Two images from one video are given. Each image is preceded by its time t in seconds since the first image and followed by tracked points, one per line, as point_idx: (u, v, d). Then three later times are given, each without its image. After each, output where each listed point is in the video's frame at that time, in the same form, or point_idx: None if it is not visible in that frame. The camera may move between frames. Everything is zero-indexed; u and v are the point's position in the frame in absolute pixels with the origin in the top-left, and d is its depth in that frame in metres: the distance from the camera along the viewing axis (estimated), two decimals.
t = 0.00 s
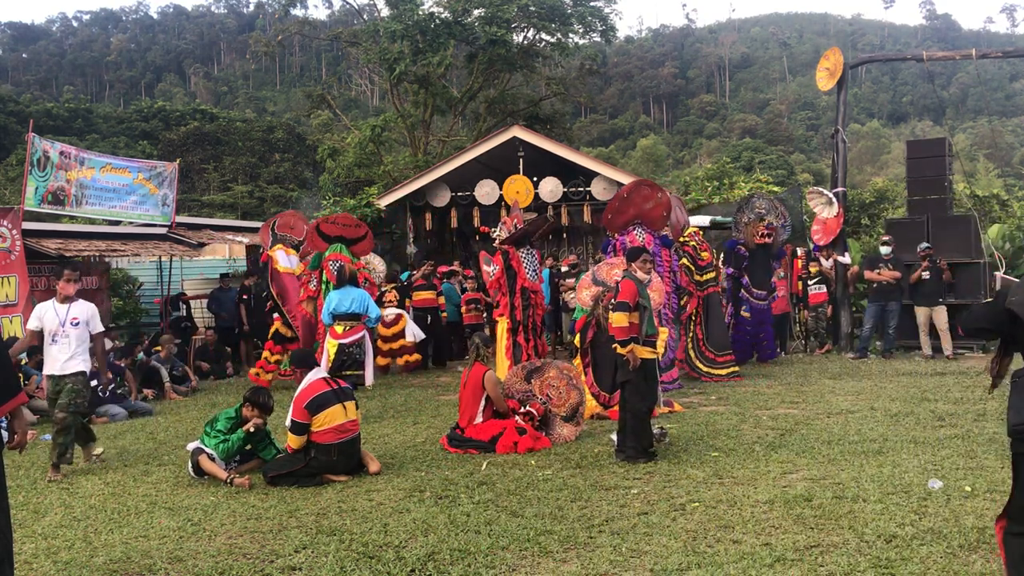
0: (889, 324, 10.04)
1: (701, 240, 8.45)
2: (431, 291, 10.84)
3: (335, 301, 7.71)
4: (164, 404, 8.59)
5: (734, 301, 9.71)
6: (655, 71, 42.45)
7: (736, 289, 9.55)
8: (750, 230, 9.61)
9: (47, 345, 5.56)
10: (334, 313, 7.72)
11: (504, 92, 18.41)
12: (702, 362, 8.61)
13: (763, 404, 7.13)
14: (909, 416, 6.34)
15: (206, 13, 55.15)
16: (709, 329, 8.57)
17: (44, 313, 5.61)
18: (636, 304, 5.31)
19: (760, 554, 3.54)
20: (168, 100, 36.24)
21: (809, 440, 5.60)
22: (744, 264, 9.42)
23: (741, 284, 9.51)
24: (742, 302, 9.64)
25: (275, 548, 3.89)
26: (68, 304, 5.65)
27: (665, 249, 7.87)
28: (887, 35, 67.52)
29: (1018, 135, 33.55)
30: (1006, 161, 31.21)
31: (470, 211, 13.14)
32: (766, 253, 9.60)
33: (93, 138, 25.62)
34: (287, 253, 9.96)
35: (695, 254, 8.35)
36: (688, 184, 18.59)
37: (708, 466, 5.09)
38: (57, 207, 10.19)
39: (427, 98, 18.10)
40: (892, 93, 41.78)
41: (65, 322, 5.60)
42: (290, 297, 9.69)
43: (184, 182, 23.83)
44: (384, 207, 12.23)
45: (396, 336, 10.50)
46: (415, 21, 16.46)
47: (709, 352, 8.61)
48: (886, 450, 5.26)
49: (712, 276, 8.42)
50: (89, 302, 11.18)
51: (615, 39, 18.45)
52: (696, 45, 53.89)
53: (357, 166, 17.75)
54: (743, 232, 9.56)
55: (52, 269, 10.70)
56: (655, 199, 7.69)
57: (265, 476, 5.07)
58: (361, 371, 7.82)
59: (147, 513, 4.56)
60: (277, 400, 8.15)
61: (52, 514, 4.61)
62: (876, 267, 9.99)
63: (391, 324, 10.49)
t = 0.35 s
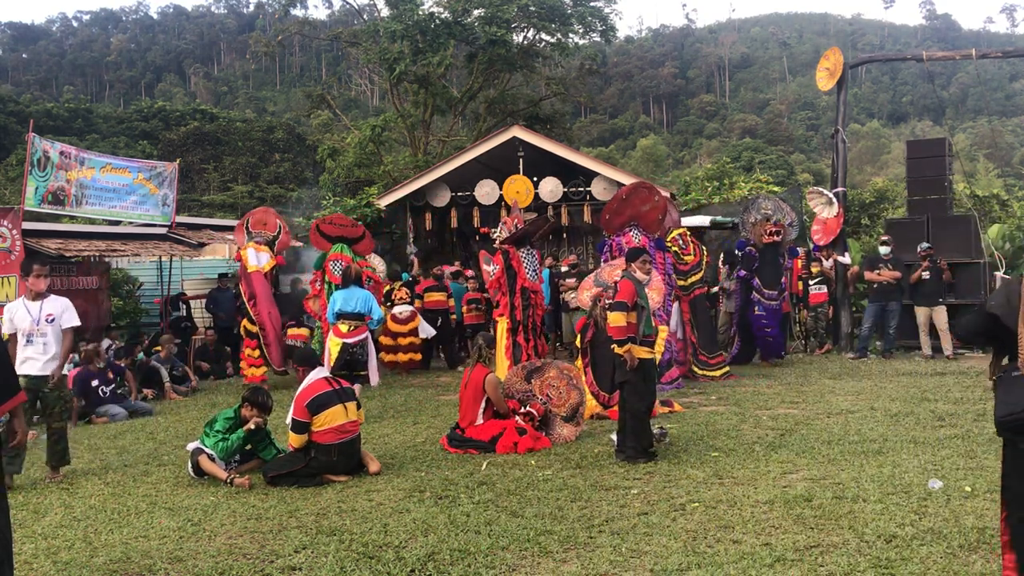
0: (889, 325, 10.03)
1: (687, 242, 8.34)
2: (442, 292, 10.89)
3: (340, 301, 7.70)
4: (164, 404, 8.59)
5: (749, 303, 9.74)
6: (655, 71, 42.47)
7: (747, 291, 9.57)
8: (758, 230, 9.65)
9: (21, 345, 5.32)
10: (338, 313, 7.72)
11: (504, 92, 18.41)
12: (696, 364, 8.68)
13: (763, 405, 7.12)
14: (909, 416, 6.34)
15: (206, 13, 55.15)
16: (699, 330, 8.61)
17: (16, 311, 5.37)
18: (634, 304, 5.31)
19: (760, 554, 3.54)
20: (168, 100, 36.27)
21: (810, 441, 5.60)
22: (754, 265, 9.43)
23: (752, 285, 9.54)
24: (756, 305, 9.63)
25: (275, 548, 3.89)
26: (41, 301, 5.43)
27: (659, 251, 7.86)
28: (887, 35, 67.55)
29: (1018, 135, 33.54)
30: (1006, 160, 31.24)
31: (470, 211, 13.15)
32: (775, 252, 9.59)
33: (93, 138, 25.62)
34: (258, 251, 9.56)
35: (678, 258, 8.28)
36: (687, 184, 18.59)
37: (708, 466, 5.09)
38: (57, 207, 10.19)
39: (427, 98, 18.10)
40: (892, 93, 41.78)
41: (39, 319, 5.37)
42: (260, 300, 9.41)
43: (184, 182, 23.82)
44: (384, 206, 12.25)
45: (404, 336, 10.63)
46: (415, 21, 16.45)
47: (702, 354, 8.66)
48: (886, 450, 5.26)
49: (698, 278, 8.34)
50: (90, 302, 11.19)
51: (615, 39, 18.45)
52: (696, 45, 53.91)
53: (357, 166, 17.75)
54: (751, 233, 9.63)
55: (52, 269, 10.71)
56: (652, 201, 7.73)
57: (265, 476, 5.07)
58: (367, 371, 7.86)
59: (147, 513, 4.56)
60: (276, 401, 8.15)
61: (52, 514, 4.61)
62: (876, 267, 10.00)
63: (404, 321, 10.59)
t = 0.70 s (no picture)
0: (889, 325, 10.03)
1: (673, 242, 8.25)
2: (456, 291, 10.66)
3: (345, 299, 7.68)
4: (164, 404, 8.59)
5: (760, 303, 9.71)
6: (655, 71, 42.47)
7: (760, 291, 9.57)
8: (769, 229, 9.62)
9: None
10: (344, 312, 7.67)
11: (504, 92, 18.42)
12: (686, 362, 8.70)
13: (764, 405, 7.12)
14: (909, 416, 6.34)
15: (206, 13, 55.13)
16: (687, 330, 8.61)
17: None
18: (634, 304, 5.30)
19: (760, 554, 3.54)
20: (168, 100, 36.27)
21: (810, 441, 5.60)
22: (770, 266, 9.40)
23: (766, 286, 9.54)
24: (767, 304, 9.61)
25: (275, 548, 3.89)
26: None
27: (654, 249, 7.91)
28: (887, 36, 67.57)
29: (1018, 135, 33.54)
30: (1006, 160, 31.24)
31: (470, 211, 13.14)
32: (788, 253, 9.59)
33: (93, 138, 25.61)
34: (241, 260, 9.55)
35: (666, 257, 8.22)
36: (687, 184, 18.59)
37: (709, 466, 5.09)
38: (57, 207, 10.19)
39: (427, 98, 18.10)
40: (892, 93, 41.79)
41: None
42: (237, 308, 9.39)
43: (184, 182, 23.79)
44: (383, 207, 12.19)
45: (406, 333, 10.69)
46: (415, 21, 16.45)
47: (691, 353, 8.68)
48: (885, 450, 5.26)
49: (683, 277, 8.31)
50: (89, 302, 11.19)
51: (615, 39, 18.45)
52: (696, 45, 53.91)
53: (357, 166, 17.76)
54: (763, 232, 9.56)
55: (51, 269, 10.71)
56: (647, 201, 7.75)
57: (265, 475, 5.07)
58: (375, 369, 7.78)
59: (147, 513, 4.56)
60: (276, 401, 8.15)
61: (52, 514, 4.61)
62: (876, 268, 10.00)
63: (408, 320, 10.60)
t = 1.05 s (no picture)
0: (888, 325, 10.03)
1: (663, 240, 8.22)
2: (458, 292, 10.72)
3: (352, 300, 7.70)
4: (164, 404, 8.59)
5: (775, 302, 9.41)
6: (655, 71, 42.48)
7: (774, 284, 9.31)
8: (787, 223, 9.38)
9: None
10: (350, 314, 7.70)
11: (504, 92, 18.43)
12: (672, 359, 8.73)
13: (763, 404, 7.13)
14: (909, 416, 6.34)
15: (206, 13, 55.07)
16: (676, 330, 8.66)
17: None
18: (640, 308, 5.25)
19: (760, 554, 3.54)
20: (168, 100, 36.25)
21: (810, 441, 5.60)
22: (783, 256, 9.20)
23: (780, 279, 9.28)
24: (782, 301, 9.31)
25: (275, 548, 3.89)
26: None
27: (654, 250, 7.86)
28: (887, 36, 67.58)
29: (1018, 134, 33.55)
30: (1006, 160, 31.24)
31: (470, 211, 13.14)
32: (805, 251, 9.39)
33: (93, 138, 25.61)
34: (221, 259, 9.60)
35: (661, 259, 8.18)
36: (688, 184, 18.60)
37: (708, 466, 5.09)
38: (57, 207, 10.18)
39: (427, 98, 18.09)
40: (892, 93, 41.80)
41: None
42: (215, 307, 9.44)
43: (184, 182, 23.76)
44: (383, 207, 12.19)
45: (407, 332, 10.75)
46: (415, 21, 16.45)
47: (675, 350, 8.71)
48: (885, 450, 5.26)
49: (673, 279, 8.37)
50: (89, 302, 11.19)
51: (615, 39, 18.45)
52: (696, 45, 53.92)
53: (357, 166, 17.76)
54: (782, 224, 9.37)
55: (52, 269, 10.72)
56: (640, 203, 7.78)
57: (265, 475, 5.07)
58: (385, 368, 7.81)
59: (147, 513, 4.56)
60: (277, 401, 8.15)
61: (52, 514, 4.61)
62: (875, 268, 10.00)
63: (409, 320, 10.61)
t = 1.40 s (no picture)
0: (888, 325, 10.04)
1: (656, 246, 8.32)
2: (453, 292, 10.66)
3: (355, 301, 7.68)
4: (164, 404, 8.59)
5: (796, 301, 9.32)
6: (655, 71, 42.48)
7: (794, 281, 9.32)
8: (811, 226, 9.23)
9: None
10: (353, 313, 7.68)
11: (504, 92, 18.43)
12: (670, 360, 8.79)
13: (763, 404, 7.13)
14: (909, 416, 6.33)
15: (206, 13, 55.04)
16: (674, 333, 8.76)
17: None
18: (652, 306, 5.07)
19: (760, 554, 3.54)
20: (168, 100, 36.23)
21: (810, 441, 5.59)
22: (800, 255, 9.19)
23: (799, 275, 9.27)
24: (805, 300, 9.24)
25: (275, 548, 3.89)
26: None
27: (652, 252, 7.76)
28: (887, 36, 67.59)
29: (1018, 134, 33.54)
30: (1006, 160, 31.24)
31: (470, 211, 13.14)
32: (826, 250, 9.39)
33: (93, 139, 25.59)
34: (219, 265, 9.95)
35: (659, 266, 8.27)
36: (688, 184, 18.60)
37: (708, 466, 5.09)
38: (57, 207, 10.17)
39: (427, 98, 18.08)
40: (892, 93, 41.79)
41: None
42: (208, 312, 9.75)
43: (184, 182, 23.72)
44: (384, 207, 12.23)
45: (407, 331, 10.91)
46: (415, 21, 16.45)
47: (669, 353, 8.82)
48: (885, 450, 5.25)
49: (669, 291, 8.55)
50: (89, 302, 11.19)
51: (615, 39, 18.45)
52: (696, 45, 53.93)
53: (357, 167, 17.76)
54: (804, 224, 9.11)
55: (52, 269, 10.71)
56: (641, 203, 7.69)
57: (265, 475, 5.08)
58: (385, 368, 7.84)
59: (146, 513, 4.56)
60: (276, 402, 8.15)
61: (51, 514, 4.61)
62: (875, 268, 10.01)
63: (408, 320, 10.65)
